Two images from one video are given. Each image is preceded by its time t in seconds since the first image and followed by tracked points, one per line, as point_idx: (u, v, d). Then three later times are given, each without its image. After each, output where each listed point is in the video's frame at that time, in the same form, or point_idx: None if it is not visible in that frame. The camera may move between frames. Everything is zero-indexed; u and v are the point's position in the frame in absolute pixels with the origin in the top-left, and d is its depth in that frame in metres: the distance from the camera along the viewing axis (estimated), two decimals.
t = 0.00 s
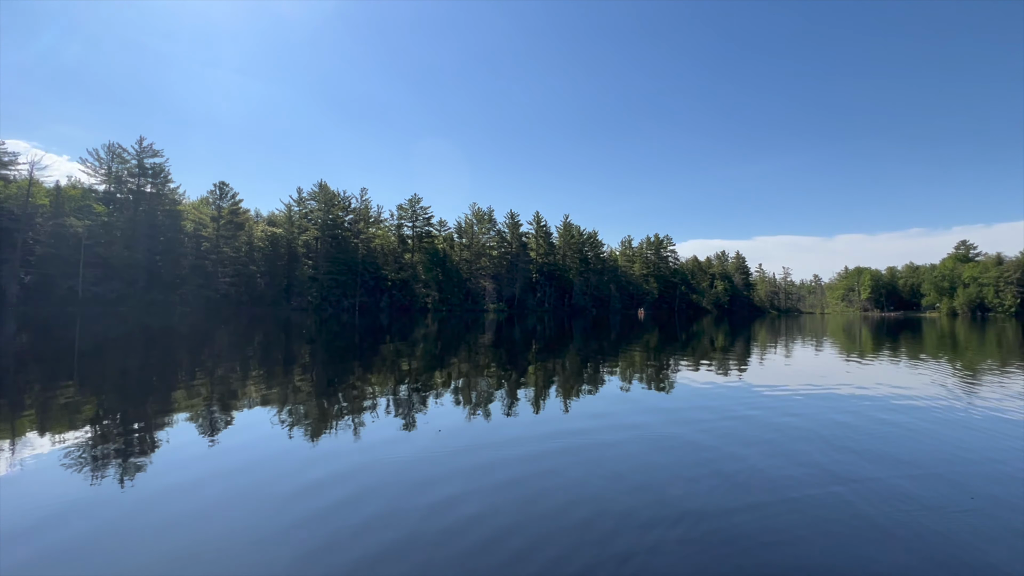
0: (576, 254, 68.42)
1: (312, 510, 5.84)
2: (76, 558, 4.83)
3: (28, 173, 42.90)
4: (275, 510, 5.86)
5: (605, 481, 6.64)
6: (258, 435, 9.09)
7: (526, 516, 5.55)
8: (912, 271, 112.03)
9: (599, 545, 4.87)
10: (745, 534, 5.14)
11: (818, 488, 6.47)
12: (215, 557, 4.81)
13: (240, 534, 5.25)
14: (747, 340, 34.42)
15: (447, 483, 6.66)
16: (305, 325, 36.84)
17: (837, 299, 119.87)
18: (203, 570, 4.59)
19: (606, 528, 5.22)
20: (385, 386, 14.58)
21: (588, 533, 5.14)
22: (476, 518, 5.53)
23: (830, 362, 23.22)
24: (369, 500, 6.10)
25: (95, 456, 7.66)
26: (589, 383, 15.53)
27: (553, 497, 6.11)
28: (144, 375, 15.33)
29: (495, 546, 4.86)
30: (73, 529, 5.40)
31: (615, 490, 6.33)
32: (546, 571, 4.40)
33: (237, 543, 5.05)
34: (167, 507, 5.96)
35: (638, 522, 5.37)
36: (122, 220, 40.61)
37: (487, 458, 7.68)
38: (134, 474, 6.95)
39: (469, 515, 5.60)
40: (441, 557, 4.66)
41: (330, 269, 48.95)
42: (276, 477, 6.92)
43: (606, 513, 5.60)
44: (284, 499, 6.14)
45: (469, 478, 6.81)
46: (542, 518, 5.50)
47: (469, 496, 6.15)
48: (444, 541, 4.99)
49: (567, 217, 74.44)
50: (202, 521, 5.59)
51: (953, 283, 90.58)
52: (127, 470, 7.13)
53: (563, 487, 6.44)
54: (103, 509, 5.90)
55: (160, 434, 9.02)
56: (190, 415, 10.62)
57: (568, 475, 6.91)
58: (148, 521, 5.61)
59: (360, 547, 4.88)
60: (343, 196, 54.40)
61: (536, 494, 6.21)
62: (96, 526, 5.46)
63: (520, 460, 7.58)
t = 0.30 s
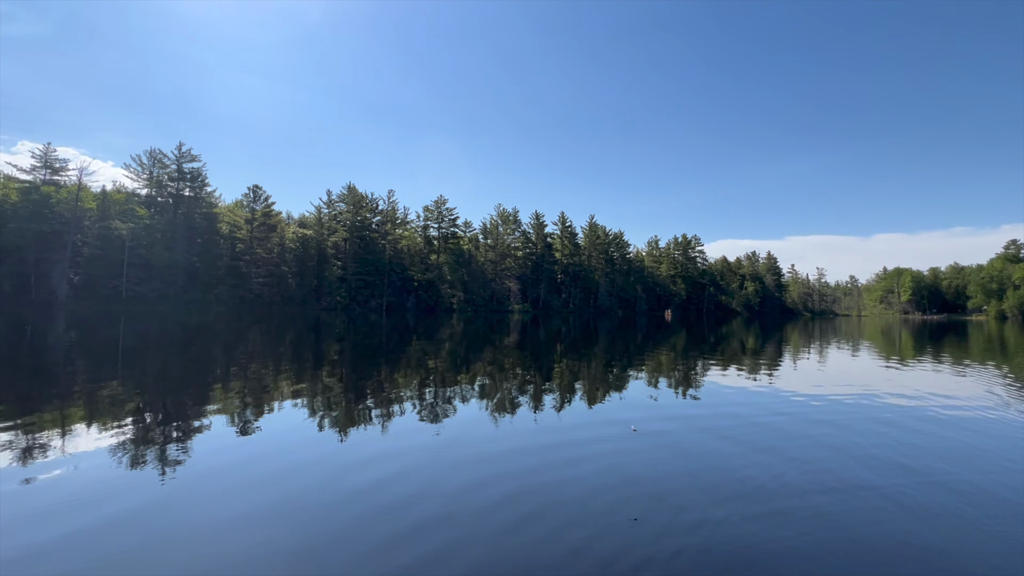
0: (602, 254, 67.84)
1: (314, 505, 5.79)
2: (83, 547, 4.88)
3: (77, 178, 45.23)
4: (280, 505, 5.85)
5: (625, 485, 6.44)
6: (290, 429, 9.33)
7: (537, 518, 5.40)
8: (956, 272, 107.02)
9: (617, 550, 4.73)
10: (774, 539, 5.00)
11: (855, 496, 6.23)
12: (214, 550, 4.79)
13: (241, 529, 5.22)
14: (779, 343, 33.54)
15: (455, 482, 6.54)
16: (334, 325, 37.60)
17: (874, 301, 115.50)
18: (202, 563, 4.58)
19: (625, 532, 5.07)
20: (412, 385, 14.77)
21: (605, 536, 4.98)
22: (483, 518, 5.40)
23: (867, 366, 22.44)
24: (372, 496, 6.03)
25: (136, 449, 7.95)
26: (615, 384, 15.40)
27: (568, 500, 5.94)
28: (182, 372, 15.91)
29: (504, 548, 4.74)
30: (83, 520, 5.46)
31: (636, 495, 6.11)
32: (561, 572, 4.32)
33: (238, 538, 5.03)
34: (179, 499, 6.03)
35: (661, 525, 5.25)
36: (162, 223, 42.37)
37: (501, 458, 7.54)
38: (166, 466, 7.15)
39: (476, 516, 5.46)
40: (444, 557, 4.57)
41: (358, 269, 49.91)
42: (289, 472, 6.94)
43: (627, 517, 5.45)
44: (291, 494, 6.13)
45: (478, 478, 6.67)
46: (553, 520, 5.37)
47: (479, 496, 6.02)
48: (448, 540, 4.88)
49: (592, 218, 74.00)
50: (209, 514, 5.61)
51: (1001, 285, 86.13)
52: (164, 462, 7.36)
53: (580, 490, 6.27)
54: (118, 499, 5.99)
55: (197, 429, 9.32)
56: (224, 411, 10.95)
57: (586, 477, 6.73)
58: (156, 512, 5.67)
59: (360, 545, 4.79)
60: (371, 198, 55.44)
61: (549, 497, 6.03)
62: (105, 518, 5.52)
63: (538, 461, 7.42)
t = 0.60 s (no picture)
0: (627, 254, 67.21)
1: (313, 504, 5.83)
2: (89, 538, 5.03)
3: (121, 184, 47.39)
4: (282, 502, 5.92)
5: (640, 488, 6.32)
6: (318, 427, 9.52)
7: (541, 521, 5.33)
8: (1004, 272, 101.69)
9: (629, 553, 4.66)
10: (799, 543, 4.90)
11: (888, 502, 6.04)
12: (210, 546, 4.87)
13: (239, 525, 5.28)
14: (813, 346, 32.52)
15: (458, 483, 6.50)
16: (361, 325, 38.20)
17: (914, 303, 110.78)
18: (197, 559, 4.65)
19: (635, 537, 4.97)
20: (437, 386, 14.88)
21: (614, 541, 4.89)
22: (482, 520, 5.36)
23: (906, 370, 21.59)
24: (372, 496, 6.05)
25: (173, 443, 8.27)
26: (642, 387, 15.20)
27: (574, 503, 5.85)
28: (217, 369, 16.52)
29: (506, 552, 4.70)
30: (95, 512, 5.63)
31: (649, 499, 5.98)
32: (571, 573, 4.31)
33: (235, 534, 5.10)
34: (191, 492, 6.18)
35: (680, 528, 5.17)
36: (198, 225, 44.02)
37: (511, 459, 7.49)
38: (194, 459, 7.41)
39: (476, 518, 5.42)
40: (437, 560, 4.53)
41: (385, 270, 50.69)
42: (299, 469, 7.05)
43: (642, 520, 5.36)
44: (295, 492, 6.20)
45: (483, 479, 6.62)
46: (559, 523, 5.30)
47: (482, 498, 5.97)
48: (443, 544, 4.83)
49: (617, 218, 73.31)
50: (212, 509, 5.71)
51: None
52: (197, 455, 7.63)
53: (593, 493, 6.17)
54: (133, 492, 6.18)
55: (231, 425, 9.64)
56: (256, 408, 11.31)
57: (599, 480, 6.62)
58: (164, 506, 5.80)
59: (354, 546, 4.79)
60: (397, 200, 56.39)
61: (555, 500, 5.95)
62: (115, 510, 5.69)
63: (552, 462, 7.36)
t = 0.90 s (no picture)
0: (653, 255, 66.37)
1: (318, 498, 5.81)
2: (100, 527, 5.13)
3: (160, 189, 49.33)
4: (288, 495, 5.93)
5: (660, 488, 6.13)
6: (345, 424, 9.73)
7: (552, 519, 5.19)
8: None
9: (648, 556, 4.52)
10: (825, 545, 4.82)
11: (935, 510, 5.75)
12: (210, 537, 4.88)
13: (242, 517, 5.30)
14: (847, 349, 31.43)
15: (468, 479, 6.41)
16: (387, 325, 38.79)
17: (957, 305, 105.78)
18: (198, 550, 4.67)
19: (654, 539, 4.82)
20: (461, 385, 15.02)
21: (631, 543, 4.74)
22: (489, 517, 5.26)
23: (948, 375, 20.63)
24: (378, 491, 5.99)
25: (207, 439, 8.53)
26: (667, 389, 15.01)
27: (587, 502, 5.71)
28: (250, 367, 17.01)
29: (520, 545, 4.68)
30: (109, 501, 5.75)
31: (670, 500, 5.80)
32: (587, 573, 4.21)
33: (236, 526, 5.11)
34: (204, 483, 6.26)
35: (707, 530, 5.03)
36: (232, 228, 45.49)
37: (525, 455, 7.37)
38: (224, 452, 7.66)
39: (490, 511, 5.40)
40: (437, 557, 4.44)
41: (410, 271, 51.36)
42: (310, 463, 7.07)
43: (664, 517, 5.33)
44: (302, 485, 6.21)
45: (494, 476, 6.51)
46: (573, 520, 5.21)
47: (490, 495, 5.86)
48: (444, 541, 4.74)
49: (642, 218, 72.47)
50: (220, 500, 5.75)
51: None
52: (228, 450, 7.83)
53: (610, 492, 6.04)
54: (151, 483, 6.31)
55: (262, 422, 9.89)
56: (286, 405, 11.59)
57: (618, 479, 6.46)
58: (172, 498, 5.87)
59: (352, 542, 4.72)
60: (422, 201, 57.14)
61: (567, 498, 5.80)
62: (129, 500, 5.79)
63: (571, 460, 7.24)
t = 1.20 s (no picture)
0: (678, 255, 65.37)
1: (327, 498, 5.95)
2: (126, 517, 5.47)
3: (195, 194, 51.08)
4: (298, 495, 6.06)
5: (673, 496, 6.08)
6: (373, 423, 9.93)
7: (554, 525, 5.22)
8: None
9: (652, 560, 4.53)
10: (856, 552, 4.77)
11: (974, 519, 5.57)
12: (215, 533, 5.10)
13: (248, 515, 5.47)
14: (883, 351, 30.34)
15: (477, 484, 6.44)
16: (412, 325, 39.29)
17: (1002, 305, 100.77)
18: (202, 544, 4.89)
19: (657, 545, 4.81)
20: (486, 386, 15.13)
21: (634, 548, 4.76)
22: (517, 520, 5.33)
23: (993, 379, 19.72)
24: (388, 495, 6.03)
25: (241, 435, 8.86)
26: (693, 391, 14.80)
27: (594, 508, 5.69)
28: (281, 367, 17.47)
29: (549, 549, 4.75)
30: (138, 493, 6.09)
31: (681, 507, 5.75)
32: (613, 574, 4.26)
33: (241, 524, 5.28)
34: (229, 480, 6.54)
35: (725, 536, 5.04)
36: (262, 231, 46.85)
37: (540, 462, 7.38)
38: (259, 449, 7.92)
39: (518, 515, 5.47)
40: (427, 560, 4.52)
41: (435, 272, 51.89)
42: (331, 463, 7.20)
43: (694, 523, 5.31)
44: (316, 485, 6.34)
45: (503, 482, 6.51)
46: (600, 525, 5.23)
47: (505, 500, 5.94)
48: (436, 544, 4.82)
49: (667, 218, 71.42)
50: (235, 497, 5.97)
51: None
52: (260, 446, 8.12)
53: (620, 498, 6.01)
54: (181, 478, 6.61)
55: (293, 419, 10.22)
56: (317, 404, 11.93)
57: (632, 486, 6.42)
58: (194, 493, 6.14)
59: (345, 544, 4.83)
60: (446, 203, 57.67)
61: (574, 505, 5.80)
62: (156, 493, 6.11)
63: (587, 466, 7.22)
